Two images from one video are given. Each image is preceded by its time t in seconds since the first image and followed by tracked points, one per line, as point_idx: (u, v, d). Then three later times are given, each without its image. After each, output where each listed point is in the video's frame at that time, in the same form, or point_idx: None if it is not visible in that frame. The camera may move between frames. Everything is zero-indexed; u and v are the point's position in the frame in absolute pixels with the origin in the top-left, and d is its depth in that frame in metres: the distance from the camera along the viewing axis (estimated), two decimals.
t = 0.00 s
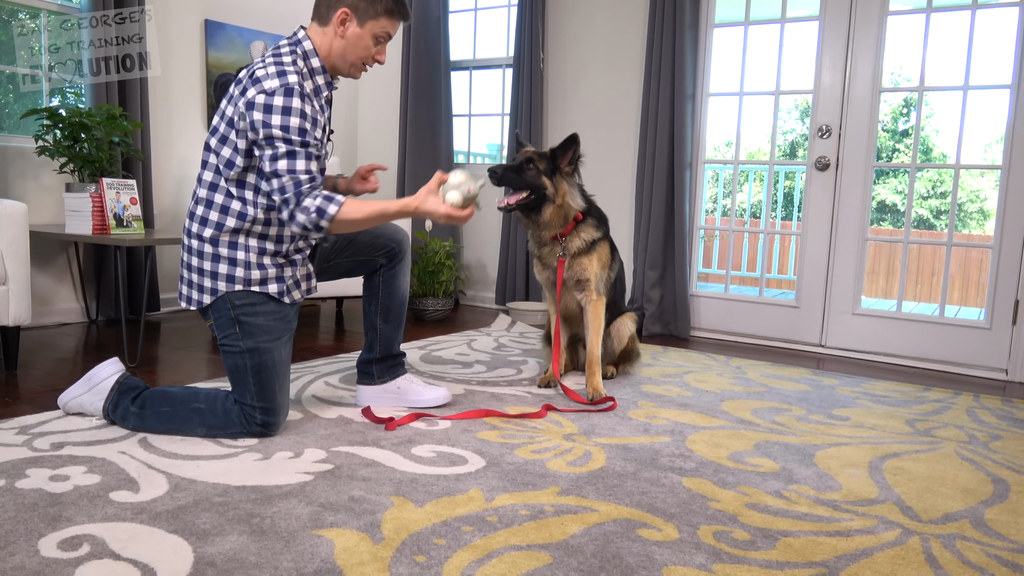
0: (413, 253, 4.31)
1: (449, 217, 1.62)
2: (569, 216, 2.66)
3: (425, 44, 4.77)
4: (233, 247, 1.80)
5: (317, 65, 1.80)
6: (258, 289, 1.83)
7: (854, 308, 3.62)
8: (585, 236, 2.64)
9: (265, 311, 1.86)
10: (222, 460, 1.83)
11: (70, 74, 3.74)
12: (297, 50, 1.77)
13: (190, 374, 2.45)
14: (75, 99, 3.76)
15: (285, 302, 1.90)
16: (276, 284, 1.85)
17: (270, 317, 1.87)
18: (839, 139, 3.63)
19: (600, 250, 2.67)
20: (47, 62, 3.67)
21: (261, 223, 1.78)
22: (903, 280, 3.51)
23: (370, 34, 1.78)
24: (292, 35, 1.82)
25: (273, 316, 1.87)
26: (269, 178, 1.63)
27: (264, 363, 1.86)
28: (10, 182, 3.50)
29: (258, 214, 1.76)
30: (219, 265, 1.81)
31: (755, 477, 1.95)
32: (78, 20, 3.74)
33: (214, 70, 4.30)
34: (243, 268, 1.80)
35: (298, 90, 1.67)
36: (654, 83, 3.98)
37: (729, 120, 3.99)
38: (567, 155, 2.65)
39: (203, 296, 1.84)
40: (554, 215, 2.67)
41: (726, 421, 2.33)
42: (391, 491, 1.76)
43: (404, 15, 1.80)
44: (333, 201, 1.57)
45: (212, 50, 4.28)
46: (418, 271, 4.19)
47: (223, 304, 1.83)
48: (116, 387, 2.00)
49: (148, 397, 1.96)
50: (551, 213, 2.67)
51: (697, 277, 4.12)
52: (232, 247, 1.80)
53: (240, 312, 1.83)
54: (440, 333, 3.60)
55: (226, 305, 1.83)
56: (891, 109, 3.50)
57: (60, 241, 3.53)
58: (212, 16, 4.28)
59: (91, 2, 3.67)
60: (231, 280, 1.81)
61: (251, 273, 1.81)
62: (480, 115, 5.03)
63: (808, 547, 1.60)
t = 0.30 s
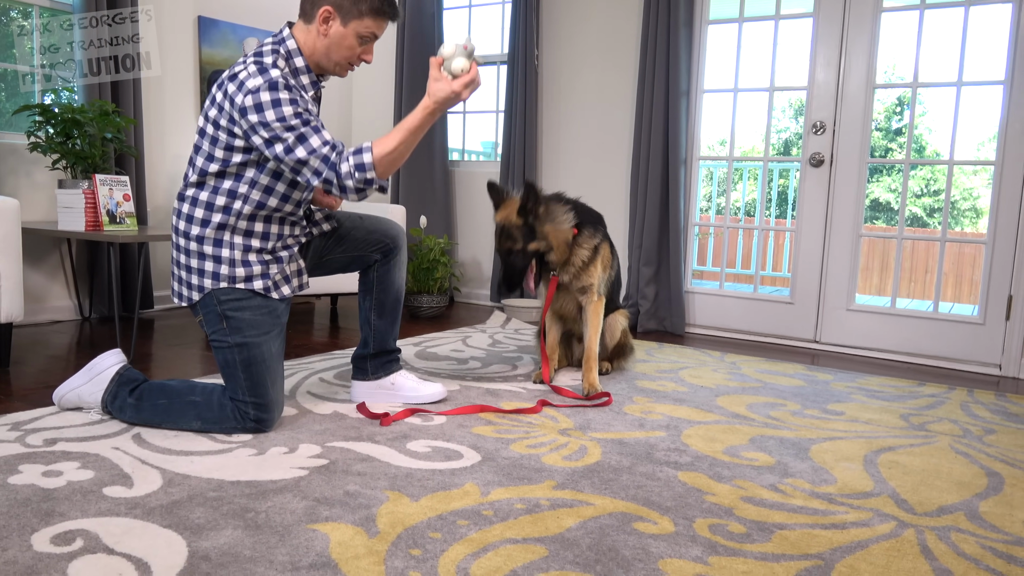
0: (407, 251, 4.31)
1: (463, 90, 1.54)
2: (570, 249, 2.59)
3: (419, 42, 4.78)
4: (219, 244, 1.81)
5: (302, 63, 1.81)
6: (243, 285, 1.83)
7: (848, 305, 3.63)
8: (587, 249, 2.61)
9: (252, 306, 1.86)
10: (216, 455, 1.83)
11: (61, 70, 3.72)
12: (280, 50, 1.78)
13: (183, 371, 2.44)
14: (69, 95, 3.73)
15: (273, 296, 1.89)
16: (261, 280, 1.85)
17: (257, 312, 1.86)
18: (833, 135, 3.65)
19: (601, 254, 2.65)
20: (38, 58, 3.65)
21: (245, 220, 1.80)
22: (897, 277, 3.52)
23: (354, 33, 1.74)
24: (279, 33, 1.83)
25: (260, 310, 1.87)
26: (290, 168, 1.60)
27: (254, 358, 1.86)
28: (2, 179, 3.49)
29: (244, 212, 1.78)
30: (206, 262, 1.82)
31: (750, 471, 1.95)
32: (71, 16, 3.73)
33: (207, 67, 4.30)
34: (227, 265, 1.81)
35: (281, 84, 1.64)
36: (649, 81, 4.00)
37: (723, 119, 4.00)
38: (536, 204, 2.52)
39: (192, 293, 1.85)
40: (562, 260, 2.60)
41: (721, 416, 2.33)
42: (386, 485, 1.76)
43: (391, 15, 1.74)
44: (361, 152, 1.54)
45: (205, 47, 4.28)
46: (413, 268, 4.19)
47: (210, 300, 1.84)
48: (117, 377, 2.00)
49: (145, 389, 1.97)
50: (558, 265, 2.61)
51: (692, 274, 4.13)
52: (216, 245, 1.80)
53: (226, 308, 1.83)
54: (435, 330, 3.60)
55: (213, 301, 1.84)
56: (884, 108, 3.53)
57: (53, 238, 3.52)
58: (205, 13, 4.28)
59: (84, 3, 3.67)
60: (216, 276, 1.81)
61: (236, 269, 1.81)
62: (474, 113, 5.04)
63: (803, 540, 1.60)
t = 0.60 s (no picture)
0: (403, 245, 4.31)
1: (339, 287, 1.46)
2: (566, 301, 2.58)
3: (416, 35, 4.78)
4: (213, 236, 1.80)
5: (297, 54, 1.78)
6: (239, 276, 1.83)
7: (842, 301, 3.64)
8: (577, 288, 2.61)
9: (248, 298, 1.86)
10: (210, 447, 1.82)
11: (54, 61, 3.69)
12: (276, 39, 1.76)
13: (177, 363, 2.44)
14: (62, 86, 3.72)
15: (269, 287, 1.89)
16: (257, 272, 1.85)
17: (252, 304, 1.86)
18: (828, 132, 3.66)
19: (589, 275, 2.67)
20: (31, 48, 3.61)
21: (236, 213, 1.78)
22: (891, 274, 3.54)
23: (354, 29, 1.74)
24: (276, 25, 1.81)
25: (255, 302, 1.87)
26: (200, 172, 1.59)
27: (248, 350, 1.86)
28: None
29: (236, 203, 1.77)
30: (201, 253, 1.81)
31: (744, 464, 1.96)
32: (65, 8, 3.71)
33: (203, 59, 4.30)
34: (223, 256, 1.80)
35: (258, 79, 1.64)
36: (645, 78, 4.00)
37: (719, 116, 4.01)
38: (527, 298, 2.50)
39: (187, 284, 1.84)
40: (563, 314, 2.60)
41: (715, 411, 2.34)
42: (380, 477, 1.76)
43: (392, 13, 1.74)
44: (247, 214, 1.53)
45: (200, 39, 4.28)
46: (407, 262, 4.19)
47: (205, 291, 1.83)
48: (107, 372, 2.00)
49: (137, 383, 1.97)
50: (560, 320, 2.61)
51: (687, 270, 4.13)
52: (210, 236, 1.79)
53: (222, 300, 1.83)
54: (431, 325, 3.60)
55: (207, 292, 1.83)
56: (880, 106, 3.54)
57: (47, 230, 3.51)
58: (201, 5, 4.27)
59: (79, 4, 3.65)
60: (211, 267, 1.81)
61: (232, 260, 1.81)
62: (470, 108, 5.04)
63: (796, 533, 1.61)
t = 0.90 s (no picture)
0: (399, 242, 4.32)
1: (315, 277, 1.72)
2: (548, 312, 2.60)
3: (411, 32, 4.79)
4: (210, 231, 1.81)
5: (302, 55, 1.77)
6: (236, 274, 1.84)
7: (837, 296, 3.66)
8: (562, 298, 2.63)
9: (245, 295, 1.87)
10: (208, 444, 1.83)
11: (48, 61, 3.69)
12: (281, 40, 1.76)
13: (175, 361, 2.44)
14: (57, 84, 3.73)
15: (266, 284, 1.90)
16: (253, 270, 1.86)
17: (249, 300, 1.87)
18: (823, 126, 3.67)
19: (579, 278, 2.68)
20: (25, 47, 3.60)
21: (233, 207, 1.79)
22: (886, 269, 3.56)
23: (363, 37, 1.77)
24: (280, 27, 1.80)
25: (252, 299, 1.88)
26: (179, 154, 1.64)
27: (246, 347, 1.86)
28: None
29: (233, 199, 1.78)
30: (198, 249, 1.82)
31: (740, 458, 1.97)
32: (59, 7, 3.69)
33: (197, 57, 4.31)
34: (220, 253, 1.81)
35: (258, 76, 1.65)
36: (640, 74, 4.01)
37: (714, 113, 4.02)
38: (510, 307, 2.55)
39: (183, 280, 1.84)
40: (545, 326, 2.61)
41: (712, 405, 2.35)
42: (378, 473, 1.76)
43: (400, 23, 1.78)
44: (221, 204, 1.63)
45: (194, 37, 4.28)
46: (404, 259, 4.19)
47: (202, 288, 1.84)
48: (105, 370, 2.00)
49: (135, 380, 1.97)
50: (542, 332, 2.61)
51: (683, 266, 4.15)
52: (208, 231, 1.80)
53: (219, 296, 1.83)
54: (428, 321, 3.60)
55: (204, 288, 1.84)
56: (874, 102, 3.55)
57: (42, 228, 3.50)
58: (195, 2, 4.27)
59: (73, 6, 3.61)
60: (208, 264, 1.81)
61: (229, 257, 1.82)
62: (466, 105, 5.05)
63: (793, 525, 1.62)
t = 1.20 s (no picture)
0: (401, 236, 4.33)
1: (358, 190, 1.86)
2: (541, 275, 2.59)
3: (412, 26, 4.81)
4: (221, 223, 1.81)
5: (314, 47, 1.79)
6: (246, 266, 1.85)
7: (840, 287, 3.67)
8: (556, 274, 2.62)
9: (254, 287, 1.87)
10: (215, 435, 1.84)
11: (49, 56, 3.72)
12: (293, 31, 1.77)
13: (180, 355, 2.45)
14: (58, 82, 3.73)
15: (275, 276, 1.90)
16: (263, 262, 1.87)
17: (258, 293, 1.87)
18: (825, 118, 3.68)
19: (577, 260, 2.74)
20: (26, 44, 3.62)
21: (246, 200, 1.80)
22: (889, 261, 3.57)
23: (372, 28, 1.78)
24: (291, 18, 1.82)
25: (261, 291, 1.88)
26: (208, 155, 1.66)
27: (253, 339, 1.87)
28: None
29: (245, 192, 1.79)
30: (209, 241, 1.83)
31: (744, 447, 1.97)
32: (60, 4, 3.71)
33: (199, 52, 4.32)
34: (231, 245, 1.82)
35: (278, 69, 1.67)
36: (642, 67, 4.01)
37: (716, 106, 4.03)
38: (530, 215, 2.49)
39: (192, 271, 1.85)
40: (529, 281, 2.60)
41: (716, 395, 2.36)
42: (384, 463, 1.77)
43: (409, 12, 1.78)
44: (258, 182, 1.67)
45: (196, 32, 4.29)
46: (407, 253, 4.20)
47: (211, 279, 1.84)
48: (110, 363, 2.00)
49: (141, 373, 1.98)
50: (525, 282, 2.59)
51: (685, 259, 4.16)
52: (220, 223, 1.81)
53: (227, 289, 1.84)
54: (431, 315, 3.62)
55: (214, 280, 1.84)
56: (876, 94, 3.56)
57: (46, 224, 3.52)
58: None
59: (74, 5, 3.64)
60: (219, 256, 1.82)
61: (239, 250, 1.83)
62: (467, 99, 5.06)
63: (797, 512, 1.62)
